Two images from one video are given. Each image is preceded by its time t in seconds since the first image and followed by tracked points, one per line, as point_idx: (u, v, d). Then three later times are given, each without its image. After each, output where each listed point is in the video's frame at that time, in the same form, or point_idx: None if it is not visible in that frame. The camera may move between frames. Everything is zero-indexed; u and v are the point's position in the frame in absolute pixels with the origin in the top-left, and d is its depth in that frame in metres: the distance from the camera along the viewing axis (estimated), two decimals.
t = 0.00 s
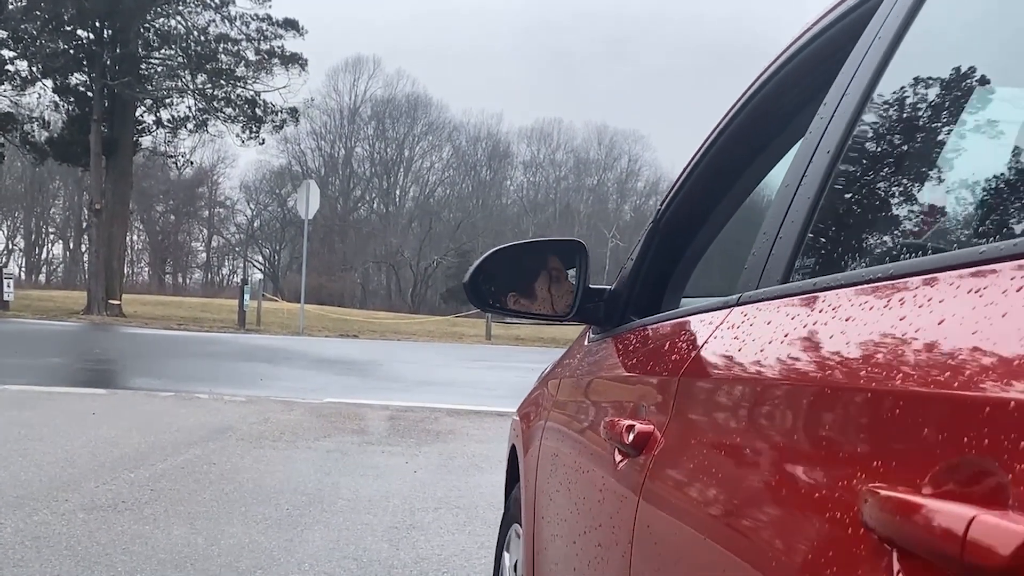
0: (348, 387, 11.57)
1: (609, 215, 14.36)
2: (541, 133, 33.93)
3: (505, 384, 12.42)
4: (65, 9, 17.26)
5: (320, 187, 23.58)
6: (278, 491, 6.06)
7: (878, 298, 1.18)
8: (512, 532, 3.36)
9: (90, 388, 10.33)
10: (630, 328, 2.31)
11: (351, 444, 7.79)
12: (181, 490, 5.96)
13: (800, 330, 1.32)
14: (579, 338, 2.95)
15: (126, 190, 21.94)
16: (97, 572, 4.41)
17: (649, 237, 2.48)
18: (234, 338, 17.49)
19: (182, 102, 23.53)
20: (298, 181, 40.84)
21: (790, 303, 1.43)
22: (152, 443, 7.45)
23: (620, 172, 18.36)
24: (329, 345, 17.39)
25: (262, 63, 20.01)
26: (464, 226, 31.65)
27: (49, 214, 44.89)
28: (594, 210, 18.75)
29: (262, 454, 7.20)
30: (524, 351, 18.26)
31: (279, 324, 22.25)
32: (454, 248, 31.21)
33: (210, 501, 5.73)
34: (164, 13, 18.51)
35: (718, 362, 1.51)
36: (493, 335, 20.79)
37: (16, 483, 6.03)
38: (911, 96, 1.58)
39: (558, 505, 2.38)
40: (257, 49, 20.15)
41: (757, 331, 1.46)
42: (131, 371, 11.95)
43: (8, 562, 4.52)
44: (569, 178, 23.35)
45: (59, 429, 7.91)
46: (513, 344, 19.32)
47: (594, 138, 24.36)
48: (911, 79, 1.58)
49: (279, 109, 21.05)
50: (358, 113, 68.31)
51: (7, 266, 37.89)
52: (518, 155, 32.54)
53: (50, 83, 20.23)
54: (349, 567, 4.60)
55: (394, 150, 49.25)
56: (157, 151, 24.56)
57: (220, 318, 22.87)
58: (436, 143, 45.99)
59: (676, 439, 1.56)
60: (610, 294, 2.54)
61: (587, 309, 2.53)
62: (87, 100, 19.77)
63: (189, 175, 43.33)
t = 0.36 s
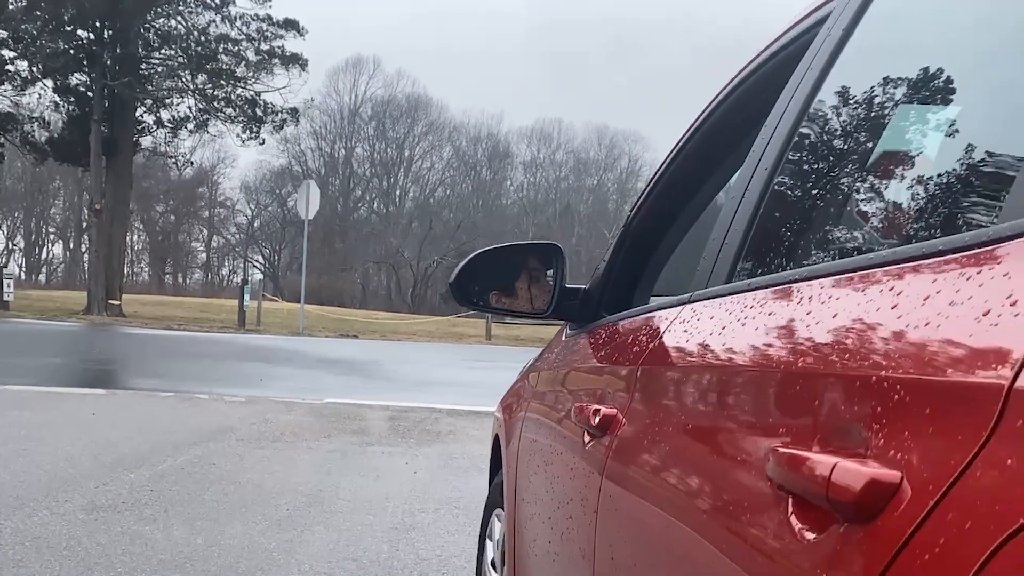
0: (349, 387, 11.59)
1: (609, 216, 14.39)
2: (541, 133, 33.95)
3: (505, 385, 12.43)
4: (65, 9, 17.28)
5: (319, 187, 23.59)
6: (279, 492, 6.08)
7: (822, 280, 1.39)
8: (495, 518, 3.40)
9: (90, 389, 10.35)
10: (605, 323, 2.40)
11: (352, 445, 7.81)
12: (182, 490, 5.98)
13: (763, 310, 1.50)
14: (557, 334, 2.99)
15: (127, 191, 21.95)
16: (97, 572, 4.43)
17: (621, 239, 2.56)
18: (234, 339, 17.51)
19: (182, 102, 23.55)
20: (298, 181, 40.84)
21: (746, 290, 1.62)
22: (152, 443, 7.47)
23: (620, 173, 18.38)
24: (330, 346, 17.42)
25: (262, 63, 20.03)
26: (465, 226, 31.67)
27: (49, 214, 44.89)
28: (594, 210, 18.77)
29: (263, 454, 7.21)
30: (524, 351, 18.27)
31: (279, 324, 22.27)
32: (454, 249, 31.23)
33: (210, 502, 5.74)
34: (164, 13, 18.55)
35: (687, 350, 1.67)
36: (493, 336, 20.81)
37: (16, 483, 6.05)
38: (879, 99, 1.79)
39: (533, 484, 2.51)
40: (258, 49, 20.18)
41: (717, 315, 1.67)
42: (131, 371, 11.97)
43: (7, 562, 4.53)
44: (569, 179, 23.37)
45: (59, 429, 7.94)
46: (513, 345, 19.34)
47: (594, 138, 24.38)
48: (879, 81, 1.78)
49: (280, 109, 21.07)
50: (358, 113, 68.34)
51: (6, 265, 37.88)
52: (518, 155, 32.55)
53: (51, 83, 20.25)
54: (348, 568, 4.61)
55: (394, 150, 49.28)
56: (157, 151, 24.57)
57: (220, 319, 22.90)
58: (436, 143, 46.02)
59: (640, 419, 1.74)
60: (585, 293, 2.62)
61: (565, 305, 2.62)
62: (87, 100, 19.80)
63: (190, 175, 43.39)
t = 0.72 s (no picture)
0: (348, 388, 11.59)
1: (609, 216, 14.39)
2: (541, 134, 33.92)
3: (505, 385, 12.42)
4: (64, 9, 17.25)
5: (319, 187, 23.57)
6: (278, 492, 6.08)
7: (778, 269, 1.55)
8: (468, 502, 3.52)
9: (89, 389, 10.35)
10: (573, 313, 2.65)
11: (351, 445, 7.82)
12: (181, 490, 5.99)
13: (681, 301, 1.83)
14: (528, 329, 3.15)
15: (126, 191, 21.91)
16: (96, 573, 4.43)
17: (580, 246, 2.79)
18: (233, 339, 17.51)
19: (181, 102, 23.49)
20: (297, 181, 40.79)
21: (671, 286, 1.96)
22: (152, 444, 7.47)
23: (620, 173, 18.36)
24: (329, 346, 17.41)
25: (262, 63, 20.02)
26: (464, 226, 31.62)
27: (48, 215, 44.81)
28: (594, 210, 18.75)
29: (262, 454, 7.22)
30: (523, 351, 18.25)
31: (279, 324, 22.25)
32: (453, 249, 31.16)
33: (209, 502, 5.74)
34: (163, 13, 18.52)
35: (634, 334, 1.94)
36: (492, 336, 20.80)
37: (16, 484, 6.05)
38: (834, 97, 1.92)
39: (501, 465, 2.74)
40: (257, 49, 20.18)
41: (647, 306, 2.00)
42: (131, 372, 11.96)
43: (6, 562, 4.53)
44: (569, 179, 23.34)
45: (58, 429, 7.94)
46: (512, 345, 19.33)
47: (594, 138, 24.35)
48: (838, 79, 1.92)
49: (279, 109, 21.04)
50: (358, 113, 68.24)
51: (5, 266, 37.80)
52: (518, 156, 32.51)
53: (50, 83, 20.21)
54: (348, 568, 4.61)
55: (394, 150, 49.20)
56: (156, 151, 24.51)
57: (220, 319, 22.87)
58: (436, 143, 45.98)
59: (588, 395, 2.03)
60: (550, 292, 2.87)
61: (533, 300, 2.87)
62: (86, 100, 19.78)
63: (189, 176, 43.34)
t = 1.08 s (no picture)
0: (348, 389, 11.60)
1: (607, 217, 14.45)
2: (541, 137, 33.91)
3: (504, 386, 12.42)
4: (63, 12, 17.30)
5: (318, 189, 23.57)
6: (277, 493, 6.11)
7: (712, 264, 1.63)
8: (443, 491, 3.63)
9: (88, 390, 10.36)
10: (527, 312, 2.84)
11: (350, 447, 7.82)
12: (180, 492, 6.00)
13: (611, 299, 2.01)
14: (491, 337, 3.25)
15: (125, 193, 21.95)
16: (96, 573, 4.44)
17: (541, 252, 2.97)
18: (233, 341, 17.51)
19: (180, 104, 23.51)
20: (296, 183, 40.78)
21: (598, 288, 2.18)
22: (151, 445, 7.49)
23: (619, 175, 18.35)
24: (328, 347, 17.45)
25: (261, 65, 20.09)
26: (464, 228, 31.63)
27: (48, 217, 44.78)
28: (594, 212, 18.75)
29: (261, 456, 7.22)
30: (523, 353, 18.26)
31: (278, 326, 22.26)
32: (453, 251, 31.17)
33: (209, 503, 5.76)
34: (162, 15, 18.55)
35: (585, 324, 2.06)
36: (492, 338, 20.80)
37: (15, 485, 6.07)
38: (740, 118, 2.03)
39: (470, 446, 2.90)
40: (256, 51, 20.22)
41: (583, 304, 2.20)
42: (130, 374, 11.96)
43: (6, 564, 4.55)
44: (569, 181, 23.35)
45: (57, 431, 7.95)
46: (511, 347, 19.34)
47: (594, 140, 24.35)
48: (747, 100, 2.00)
49: (278, 111, 21.05)
50: (356, 114, 68.29)
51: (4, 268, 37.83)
52: (517, 158, 32.50)
53: (49, 85, 20.24)
54: (347, 570, 4.62)
55: (392, 152, 49.24)
56: (156, 153, 24.53)
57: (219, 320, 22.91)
58: (435, 145, 46.01)
59: (547, 378, 2.17)
60: (515, 290, 3.02)
61: (501, 298, 3.05)
62: (85, 102, 19.81)
63: (189, 177, 43.37)
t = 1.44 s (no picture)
0: (347, 392, 11.55)
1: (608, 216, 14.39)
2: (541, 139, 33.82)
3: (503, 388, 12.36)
4: (62, 14, 17.33)
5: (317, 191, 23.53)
6: (276, 495, 6.06)
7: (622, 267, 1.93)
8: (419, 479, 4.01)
9: (87, 393, 10.32)
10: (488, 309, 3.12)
11: (349, 449, 7.78)
12: (179, 494, 5.97)
13: (548, 296, 2.33)
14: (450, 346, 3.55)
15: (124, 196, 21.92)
16: None
17: (501, 257, 3.24)
18: (232, 343, 17.46)
19: (179, 107, 23.48)
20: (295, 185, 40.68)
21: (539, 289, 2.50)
22: (150, 447, 7.46)
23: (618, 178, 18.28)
24: (327, 349, 17.39)
25: (259, 66, 20.01)
26: (463, 230, 31.50)
27: (46, 219, 44.67)
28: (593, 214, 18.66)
29: (260, 459, 7.19)
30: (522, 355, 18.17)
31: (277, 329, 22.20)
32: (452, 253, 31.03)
33: (206, 506, 5.73)
34: (162, 18, 18.55)
35: (530, 315, 2.37)
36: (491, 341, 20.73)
37: (13, 488, 6.03)
38: (642, 150, 2.35)
39: (437, 428, 3.24)
40: (255, 54, 20.20)
41: (528, 301, 2.52)
42: (129, 376, 11.92)
43: (4, 567, 4.51)
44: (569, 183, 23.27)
45: (55, 433, 7.92)
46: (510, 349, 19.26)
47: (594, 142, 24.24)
48: (647, 136, 2.33)
49: (277, 113, 21.03)
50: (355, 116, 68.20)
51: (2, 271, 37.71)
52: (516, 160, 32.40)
53: (48, 87, 20.23)
54: (346, 572, 4.59)
55: (391, 153, 49.17)
56: (155, 156, 24.43)
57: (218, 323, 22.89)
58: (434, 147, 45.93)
59: (501, 360, 2.47)
60: (480, 289, 3.31)
61: (467, 297, 3.36)
62: (84, 105, 19.83)
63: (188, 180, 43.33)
